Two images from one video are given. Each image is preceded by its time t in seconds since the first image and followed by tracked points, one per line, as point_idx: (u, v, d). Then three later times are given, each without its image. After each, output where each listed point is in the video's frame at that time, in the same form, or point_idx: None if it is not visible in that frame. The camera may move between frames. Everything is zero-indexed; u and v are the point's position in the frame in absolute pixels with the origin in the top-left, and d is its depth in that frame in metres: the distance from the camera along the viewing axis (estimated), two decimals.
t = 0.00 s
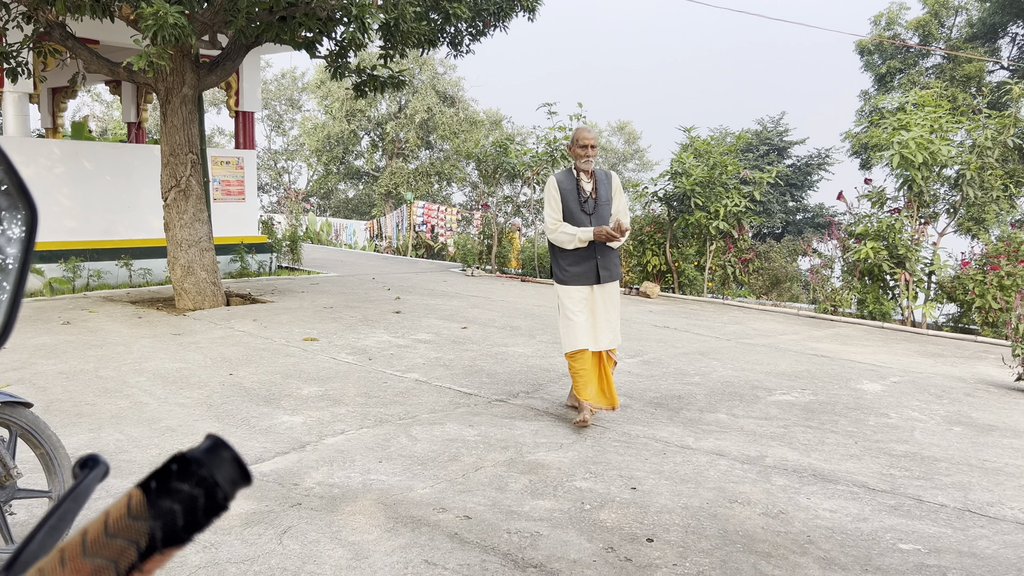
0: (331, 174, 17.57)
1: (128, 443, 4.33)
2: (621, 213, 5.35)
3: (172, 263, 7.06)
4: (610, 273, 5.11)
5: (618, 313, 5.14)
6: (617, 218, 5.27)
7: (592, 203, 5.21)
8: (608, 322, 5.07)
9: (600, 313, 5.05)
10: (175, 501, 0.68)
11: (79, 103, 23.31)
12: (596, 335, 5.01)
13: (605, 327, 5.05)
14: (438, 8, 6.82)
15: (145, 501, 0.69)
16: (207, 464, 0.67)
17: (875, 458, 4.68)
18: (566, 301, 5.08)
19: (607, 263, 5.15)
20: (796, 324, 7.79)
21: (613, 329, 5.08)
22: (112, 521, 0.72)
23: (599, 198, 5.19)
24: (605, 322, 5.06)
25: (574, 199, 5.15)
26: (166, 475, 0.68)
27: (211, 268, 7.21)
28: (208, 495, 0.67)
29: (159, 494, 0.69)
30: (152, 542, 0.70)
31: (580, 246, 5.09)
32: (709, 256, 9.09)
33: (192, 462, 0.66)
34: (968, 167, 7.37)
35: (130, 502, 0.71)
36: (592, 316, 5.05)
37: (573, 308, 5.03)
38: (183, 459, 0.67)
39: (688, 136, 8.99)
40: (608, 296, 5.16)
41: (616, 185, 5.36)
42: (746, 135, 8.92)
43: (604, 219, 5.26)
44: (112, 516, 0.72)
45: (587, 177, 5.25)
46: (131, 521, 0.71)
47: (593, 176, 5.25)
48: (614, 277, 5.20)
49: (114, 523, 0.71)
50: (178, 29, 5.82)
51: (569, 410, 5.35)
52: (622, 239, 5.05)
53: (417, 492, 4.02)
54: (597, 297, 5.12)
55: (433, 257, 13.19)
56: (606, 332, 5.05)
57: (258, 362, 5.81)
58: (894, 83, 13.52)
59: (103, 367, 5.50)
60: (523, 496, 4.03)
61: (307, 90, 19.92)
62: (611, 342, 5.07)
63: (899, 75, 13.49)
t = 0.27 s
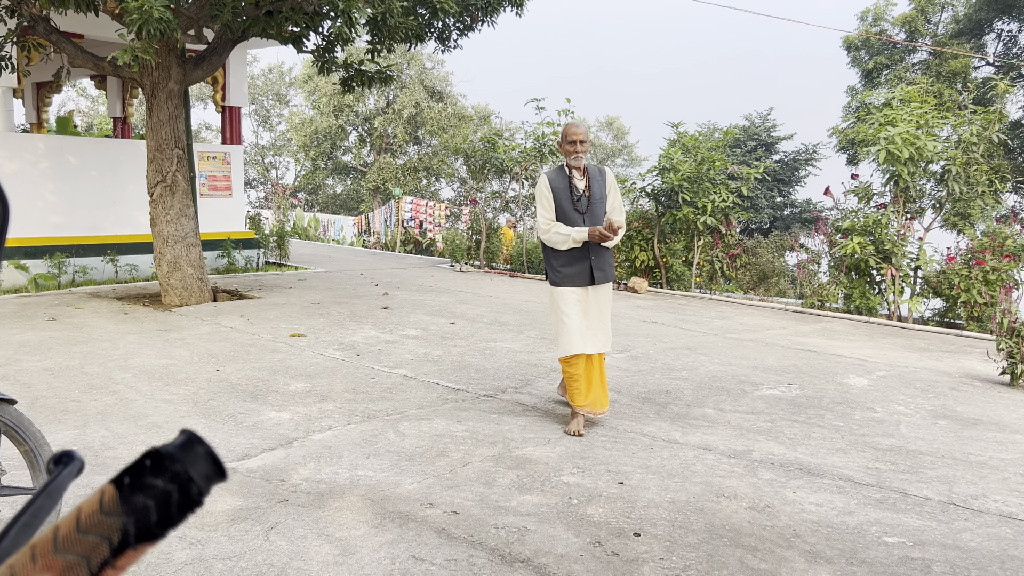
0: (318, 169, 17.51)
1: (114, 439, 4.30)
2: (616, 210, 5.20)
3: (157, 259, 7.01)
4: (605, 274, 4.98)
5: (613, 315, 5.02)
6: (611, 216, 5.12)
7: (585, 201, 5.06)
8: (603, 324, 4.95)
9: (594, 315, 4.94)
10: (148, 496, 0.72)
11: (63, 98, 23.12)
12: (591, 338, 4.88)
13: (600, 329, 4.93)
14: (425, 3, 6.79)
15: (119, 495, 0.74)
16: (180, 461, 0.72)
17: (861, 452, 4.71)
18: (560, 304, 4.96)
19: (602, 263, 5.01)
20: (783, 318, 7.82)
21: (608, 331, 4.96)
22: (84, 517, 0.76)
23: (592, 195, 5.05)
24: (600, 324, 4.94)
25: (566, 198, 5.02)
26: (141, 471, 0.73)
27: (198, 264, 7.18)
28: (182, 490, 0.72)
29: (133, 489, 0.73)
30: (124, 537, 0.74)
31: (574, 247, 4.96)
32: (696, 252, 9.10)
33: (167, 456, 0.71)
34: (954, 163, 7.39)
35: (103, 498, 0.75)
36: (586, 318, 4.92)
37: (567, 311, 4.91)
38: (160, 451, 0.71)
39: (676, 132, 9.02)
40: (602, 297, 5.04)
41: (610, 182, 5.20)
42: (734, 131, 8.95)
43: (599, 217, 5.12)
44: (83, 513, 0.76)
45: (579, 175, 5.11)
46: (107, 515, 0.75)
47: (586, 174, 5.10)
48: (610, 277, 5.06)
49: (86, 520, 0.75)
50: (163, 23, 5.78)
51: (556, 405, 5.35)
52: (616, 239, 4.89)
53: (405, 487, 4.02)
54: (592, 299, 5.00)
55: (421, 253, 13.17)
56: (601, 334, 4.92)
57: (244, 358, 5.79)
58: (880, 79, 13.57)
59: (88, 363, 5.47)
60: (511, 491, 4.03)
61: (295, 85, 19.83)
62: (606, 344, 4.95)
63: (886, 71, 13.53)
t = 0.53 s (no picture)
0: (307, 166, 17.48)
1: (100, 437, 4.29)
2: (609, 205, 5.02)
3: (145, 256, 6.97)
4: (595, 271, 4.81)
5: (606, 315, 4.83)
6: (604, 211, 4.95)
7: (578, 193, 4.88)
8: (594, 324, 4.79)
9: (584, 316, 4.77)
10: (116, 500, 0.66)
11: (51, 94, 22.98)
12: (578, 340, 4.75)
13: (591, 330, 4.77)
14: None
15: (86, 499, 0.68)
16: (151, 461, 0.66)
17: (849, 448, 4.73)
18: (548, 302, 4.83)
19: (593, 260, 4.84)
20: (772, 315, 7.85)
21: (599, 333, 4.79)
22: (50, 522, 0.70)
23: (586, 188, 4.86)
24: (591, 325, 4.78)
25: (560, 190, 4.82)
26: (109, 472, 0.67)
27: (185, 261, 7.15)
28: (152, 494, 0.66)
29: (102, 492, 0.67)
30: (93, 541, 0.69)
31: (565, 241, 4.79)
32: (685, 248, 9.09)
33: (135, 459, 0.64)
34: (941, 160, 7.41)
35: (70, 502, 0.69)
36: (575, 319, 4.78)
37: (554, 310, 4.78)
38: (127, 452, 0.65)
39: (665, 129, 9.04)
40: (594, 295, 4.87)
41: (605, 175, 5.02)
42: (722, 128, 8.99)
43: (592, 211, 4.94)
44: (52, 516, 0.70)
45: (573, 166, 4.91)
46: (71, 521, 0.69)
47: (580, 165, 4.91)
48: (601, 275, 4.90)
49: (50, 526, 0.70)
50: (149, 18, 5.73)
51: (546, 402, 5.35)
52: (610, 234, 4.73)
53: (393, 485, 4.01)
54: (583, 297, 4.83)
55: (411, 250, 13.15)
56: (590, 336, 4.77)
57: (233, 355, 5.77)
58: (869, 76, 13.60)
59: (75, 361, 5.43)
60: (500, 489, 4.03)
61: (283, 81, 19.75)
62: (598, 347, 4.78)
63: (874, 68, 13.58)
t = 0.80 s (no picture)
0: (297, 163, 17.41)
1: (87, 437, 4.26)
2: (609, 206, 4.74)
3: (133, 254, 6.93)
4: (591, 273, 4.51)
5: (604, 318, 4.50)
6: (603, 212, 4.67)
7: (577, 193, 4.61)
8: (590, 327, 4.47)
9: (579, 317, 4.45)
10: (84, 517, 0.73)
11: (38, 90, 22.81)
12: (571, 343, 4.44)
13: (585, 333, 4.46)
14: None
15: (53, 516, 0.75)
16: (120, 479, 0.73)
17: (838, 446, 4.74)
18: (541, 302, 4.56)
19: (590, 262, 4.55)
20: (761, 313, 7.86)
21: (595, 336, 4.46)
22: (21, 536, 0.78)
23: (584, 187, 4.59)
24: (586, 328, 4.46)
25: (557, 188, 4.56)
26: (74, 491, 0.74)
27: (174, 259, 7.11)
28: (119, 510, 0.73)
29: (67, 510, 0.74)
30: (59, 558, 0.77)
31: (560, 241, 4.52)
32: (675, 246, 9.11)
33: (103, 476, 0.72)
34: (930, 158, 7.49)
35: (36, 521, 0.77)
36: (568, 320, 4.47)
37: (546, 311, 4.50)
38: (95, 471, 0.73)
39: (655, 126, 9.03)
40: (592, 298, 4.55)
41: (605, 175, 4.75)
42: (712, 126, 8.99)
43: (590, 212, 4.65)
44: (23, 534, 0.79)
45: (573, 164, 4.64)
46: (35, 540, 0.77)
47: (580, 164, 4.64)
48: (599, 278, 4.60)
49: (22, 541, 0.79)
50: (137, 15, 5.69)
51: (535, 401, 5.35)
52: (608, 236, 4.44)
53: (382, 484, 4.00)
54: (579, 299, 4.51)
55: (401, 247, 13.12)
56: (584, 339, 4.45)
57: (221, 354, 5.75)
58: (858, 75, 13.62)
59: (61, 359, 5.40)
60: (489, 488, 4.03)
61: (272, 77, 19.66)
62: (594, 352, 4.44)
63: (863, 66, 13.58)
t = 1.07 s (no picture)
0: (286, 160, 17.36)
1: (72, 435, 4.25)
2: (618, 209, 4.48)
3: (120, 251, 6.90)
4: (597, 277, 4.26)
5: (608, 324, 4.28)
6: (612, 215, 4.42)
7: (584, 194, 4.38)
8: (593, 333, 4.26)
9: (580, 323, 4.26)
10: (38, 514, 0.88)
11: (25, 86, 22.67)
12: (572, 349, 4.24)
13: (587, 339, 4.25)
14: None
15: (6, 515, 0.89)
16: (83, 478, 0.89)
17: (824, 444, 4.76)
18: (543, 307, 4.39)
19: (597, 265, 4.30)
20: (750, 311, 7.88)
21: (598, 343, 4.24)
22: None
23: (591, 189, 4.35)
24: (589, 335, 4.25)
25: (563, 190, 4.34)
26: (27, 492, 0.89)
27: (161, 256, 7.08)
28: (71, 508, 0.88)
29: (19, 509, 0.89)
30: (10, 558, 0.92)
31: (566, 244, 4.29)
32: (665, 244, 9.10)
33: (59, 476, 0.87)
34: (918, 157, 7.51)
35: None
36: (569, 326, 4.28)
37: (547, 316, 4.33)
38: (46, 471, 0.88)
39: (645, 124, 9.03)
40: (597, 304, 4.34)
41: (616, 176, 4.50)
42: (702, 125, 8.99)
43: (599, 213, 4.41)
44: None
45: (580, 165, 4.41)
46: None
47: (588, 164, 4.40)
48: (606, 283, 4.35)
49: None
50: (123, 10, 5.65)
51: (523, 398, 5.35)
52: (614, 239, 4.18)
53: (369, 482, 4.00)
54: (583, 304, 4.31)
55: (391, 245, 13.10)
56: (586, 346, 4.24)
57: (209, 351, 5.73)
58: (847, 73, 13.65)
59: (47, 357, 5.37)
60: (476, 486, 4.03)
61: (261, 74, 19.59)
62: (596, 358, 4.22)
63: (853, 65, 13.61)
